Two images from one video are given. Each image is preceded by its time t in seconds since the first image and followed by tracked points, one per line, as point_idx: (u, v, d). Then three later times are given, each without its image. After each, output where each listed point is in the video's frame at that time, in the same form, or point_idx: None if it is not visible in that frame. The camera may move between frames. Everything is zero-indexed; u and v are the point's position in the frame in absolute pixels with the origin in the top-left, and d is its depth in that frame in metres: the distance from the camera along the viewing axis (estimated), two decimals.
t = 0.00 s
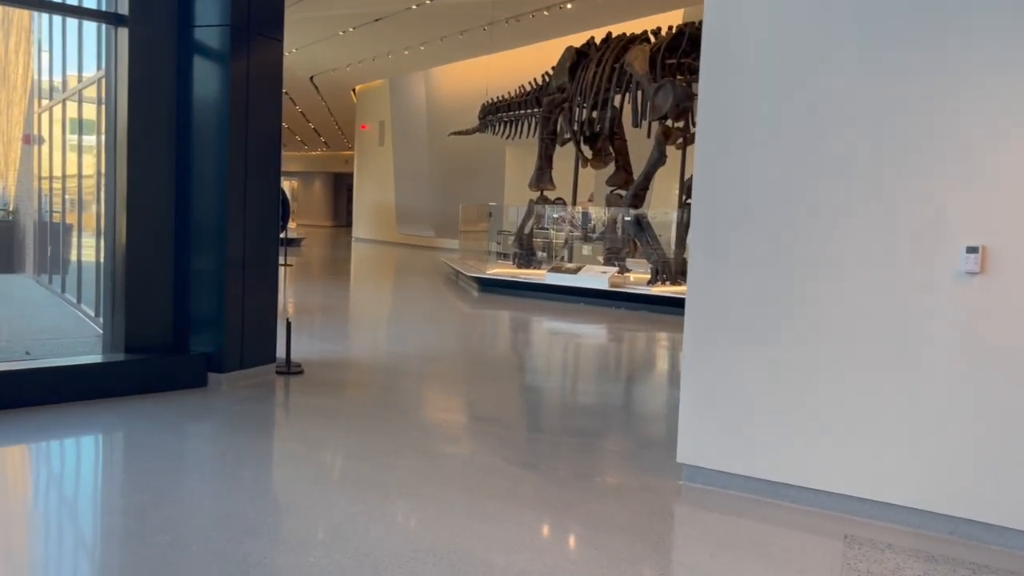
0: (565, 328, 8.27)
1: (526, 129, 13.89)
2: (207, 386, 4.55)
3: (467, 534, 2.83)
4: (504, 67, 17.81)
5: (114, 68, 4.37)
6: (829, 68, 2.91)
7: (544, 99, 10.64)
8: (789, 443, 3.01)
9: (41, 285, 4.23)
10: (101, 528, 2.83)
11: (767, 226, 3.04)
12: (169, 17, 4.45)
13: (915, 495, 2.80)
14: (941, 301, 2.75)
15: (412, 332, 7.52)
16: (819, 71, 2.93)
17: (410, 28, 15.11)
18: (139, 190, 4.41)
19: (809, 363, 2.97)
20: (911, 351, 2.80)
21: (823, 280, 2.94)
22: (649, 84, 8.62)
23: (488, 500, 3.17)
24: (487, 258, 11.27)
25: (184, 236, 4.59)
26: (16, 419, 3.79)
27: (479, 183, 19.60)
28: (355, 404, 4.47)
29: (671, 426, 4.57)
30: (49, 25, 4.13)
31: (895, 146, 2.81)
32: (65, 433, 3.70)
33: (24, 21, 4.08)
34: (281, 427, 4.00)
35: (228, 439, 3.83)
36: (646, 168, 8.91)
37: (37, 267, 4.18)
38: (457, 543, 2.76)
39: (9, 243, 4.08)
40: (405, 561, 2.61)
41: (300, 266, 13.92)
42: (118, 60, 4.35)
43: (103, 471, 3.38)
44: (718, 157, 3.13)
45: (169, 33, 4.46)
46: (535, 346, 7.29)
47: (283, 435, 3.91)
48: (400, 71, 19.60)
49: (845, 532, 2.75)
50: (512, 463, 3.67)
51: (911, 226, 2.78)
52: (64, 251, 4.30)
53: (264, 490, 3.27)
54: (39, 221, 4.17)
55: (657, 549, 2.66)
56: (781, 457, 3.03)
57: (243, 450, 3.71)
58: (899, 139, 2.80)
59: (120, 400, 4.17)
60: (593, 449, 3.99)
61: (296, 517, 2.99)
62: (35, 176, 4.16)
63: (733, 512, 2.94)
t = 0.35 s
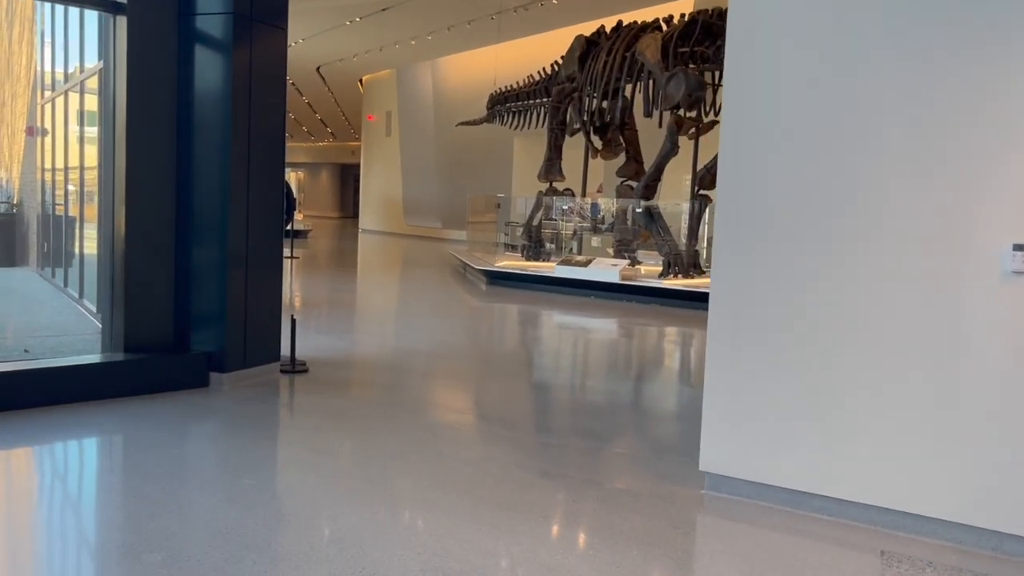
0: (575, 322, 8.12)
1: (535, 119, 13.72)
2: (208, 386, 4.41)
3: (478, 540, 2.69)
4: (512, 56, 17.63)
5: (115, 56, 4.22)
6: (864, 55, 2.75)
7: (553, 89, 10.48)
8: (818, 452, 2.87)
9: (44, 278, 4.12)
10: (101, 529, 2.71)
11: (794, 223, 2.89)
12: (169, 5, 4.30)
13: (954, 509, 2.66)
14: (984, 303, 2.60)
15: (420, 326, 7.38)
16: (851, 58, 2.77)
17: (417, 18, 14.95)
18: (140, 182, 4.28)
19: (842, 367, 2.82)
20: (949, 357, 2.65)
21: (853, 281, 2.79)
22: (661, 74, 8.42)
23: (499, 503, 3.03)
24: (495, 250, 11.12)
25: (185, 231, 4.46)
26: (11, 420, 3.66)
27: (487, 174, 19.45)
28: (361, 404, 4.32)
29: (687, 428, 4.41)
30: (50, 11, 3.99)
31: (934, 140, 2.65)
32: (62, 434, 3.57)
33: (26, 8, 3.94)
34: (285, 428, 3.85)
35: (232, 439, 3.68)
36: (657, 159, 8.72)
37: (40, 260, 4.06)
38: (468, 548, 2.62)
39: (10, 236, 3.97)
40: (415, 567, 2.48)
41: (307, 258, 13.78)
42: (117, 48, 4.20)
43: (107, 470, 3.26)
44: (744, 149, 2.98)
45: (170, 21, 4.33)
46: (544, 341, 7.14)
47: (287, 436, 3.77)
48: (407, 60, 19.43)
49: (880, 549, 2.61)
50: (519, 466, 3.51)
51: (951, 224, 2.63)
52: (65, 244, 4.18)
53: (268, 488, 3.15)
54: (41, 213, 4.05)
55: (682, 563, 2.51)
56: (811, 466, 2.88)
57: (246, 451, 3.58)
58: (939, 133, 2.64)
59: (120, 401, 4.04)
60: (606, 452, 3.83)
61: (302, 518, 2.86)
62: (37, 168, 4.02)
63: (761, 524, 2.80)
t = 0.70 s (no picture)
0: (583, 317, 7.98)
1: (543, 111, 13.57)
2: (210, 385, 4.30)
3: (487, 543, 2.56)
4: (519, 49, 17.49)
5: (110, 46, 4.10)
6: (889, 39, 2.60)
7: (561, 80, 10.32)
8: (842, 456, 2.73)
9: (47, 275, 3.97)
10: (91, 535, 2.56)
11: (817, 216, 2.75)
12: None
13: (992, 516, 2.51)
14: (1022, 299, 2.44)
15: (427, 322, 7.25)
16: (877, 41, 2.62)
17: (423, 10, 14.80)
18: (137, 176, 4.17)
19: (867, 368, 2.68)
20: (987, 355, 2.50)
21: (879, 277, 2.65)
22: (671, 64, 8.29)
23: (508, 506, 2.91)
24: (503, 244, 10.98)
25: (184, 227, 4.34)
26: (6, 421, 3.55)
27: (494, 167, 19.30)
28: (367, 402, 4.19)
29: (702, 426, 4.27)
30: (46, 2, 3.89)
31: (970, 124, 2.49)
32: (58, 435, 3.45)
33: None
34: (288, 426, 3.72)
35: (232, 438, 3.55)
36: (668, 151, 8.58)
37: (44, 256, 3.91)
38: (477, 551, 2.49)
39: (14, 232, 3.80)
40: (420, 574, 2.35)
41: (313, 253, 13.66)
42: (111, 37, 4.09)
43: (100, 473, 3.11)
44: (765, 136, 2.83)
45: (166, 9, 4.21)
46: (553, 337, 7.00)
47: (289, 434, 3.63)
48: (413, 54, 19.29)
49: (915, 558, 2.48)
50: (530, 467, 3.36)
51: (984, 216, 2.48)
52: (67, 240, 4.04)
53: (268, 489, 3.00)
54: (44, 209, 3.91)
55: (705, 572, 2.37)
56: (835, 471, 2.75)
57: (247, 451, 3.44)
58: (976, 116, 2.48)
59: (119, 401, 3.91)
60: (621, 452, 3.69)
61: (304, 517, 2.74)
62: (40, 163, 3.88)
63: (787, 529, 2.67)
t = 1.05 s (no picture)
0: (591, 317, 7.85)
1: (547, 108, 13.45)
2: (207, 391, 4.18)
3: (496, 562, 2.43)
4: (523, 45, 17.38)
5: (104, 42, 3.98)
6: (913, 31, 2.44)
7: (566, 76, 10.18)
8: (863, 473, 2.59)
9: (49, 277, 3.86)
10: (82, 551, 2.43)
11: (835, 219, 2.60)
12: None
13: None
14: None
15: (431, 323, 7.12)
16: (903, 33, 2.46)
17: (427, 5, 14.67)
18: (131, 176, 4.05)
19: (889, 381, 2.53)
20: None
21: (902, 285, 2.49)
22: (679, 58, 8.15)
23: (517, 521, 2.77)
24: (507, 242, 10.85)
25: (180, 229, 4.22)
26: None
27: (499, 164, 19.18)
28: (370, 410, 4.05)
29: (713, 433, 4.14)
30: None
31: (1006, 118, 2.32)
32: (51, 445, 3.32)
33: None
34: (287, 435, 3.58)
35: (231, 446, 3.41)
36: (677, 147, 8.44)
37: (44, 259, 3.82)
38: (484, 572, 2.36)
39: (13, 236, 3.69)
40: None
41: (316, 251, 13.54)
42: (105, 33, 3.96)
43: (93, 483, 2.98)
44: (784, 133, 2.67)
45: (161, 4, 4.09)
46: (560, 338, 6.86)
47: (289, 443, 3.49)
48: (416, 50, 19.17)
49: None
50: (539, 480, 3.22)
51: (1016, 220, 2.32)
52: (66, 241, 3.93)
53: (268, 501, 2.86)
54: (44, 210, 3.80)
55: None
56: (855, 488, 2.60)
57: (246, 461, 3.30)
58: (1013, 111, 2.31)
59: (114, 409, 3.78)
60: (632, 463, 3.55)
61: (306, 532, 2.61)
62: (39, 164, 3.77)
63: (812, 550, 2.53)
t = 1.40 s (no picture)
0: (591, 321, 7.74)
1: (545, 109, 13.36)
2: (200, 401, 4.06)
3: None
4: (520, 47, 17.29)
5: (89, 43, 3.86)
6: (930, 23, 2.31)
7: (564, 76, 10.07)
8: (882, 487, 2.46)
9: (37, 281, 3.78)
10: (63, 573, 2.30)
11: (848, 219, 2.47)
12: None
13: None
14: None
15: (429, 328, 6.99)
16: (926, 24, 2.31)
17: (423, 7, 14.60)
18: (118, 179, 3.93)
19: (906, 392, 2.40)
20: None
21: (919, 290, 2.36)
22: (678, 58, 8.05)
23: (519, 538, 2.66)
24: (505, 245, 10.75)
25: (170, 233, 4.10)
26: None
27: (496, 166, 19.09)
28: (366, 420, 3.91)
29: (718, 440, 4.03)
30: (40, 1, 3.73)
31: None
32: (37, 457, 3.20)
33: None
34: (282, 446, 3.47)
35: (222, 459, 3.28)
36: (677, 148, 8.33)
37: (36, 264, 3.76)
38: None
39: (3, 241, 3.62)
40: None
41: (312, 255, 13.41)
42: (90, 34, 3.84)
43: (77, 499, 2.85)
44: (799, 130, 2.53)
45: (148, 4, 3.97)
46: (560, 343, 6.75)
47: (282, 456, 3.35)
48: (412, 53, 19.08)
49: None
50: (542, 493, 3.09)
51: None
52: (56, 246, 3.86)
53: (259, 517, 2.74)
54: (35, 213, 3.74)
55: None
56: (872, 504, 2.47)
57: (238, 473, 3.19)
58: None
59: (101, 421, 3.65)
60: (639, 475, 3.41)
61: (299, 552, 2.49)
62: (30, 166, 3.72)
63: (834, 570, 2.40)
